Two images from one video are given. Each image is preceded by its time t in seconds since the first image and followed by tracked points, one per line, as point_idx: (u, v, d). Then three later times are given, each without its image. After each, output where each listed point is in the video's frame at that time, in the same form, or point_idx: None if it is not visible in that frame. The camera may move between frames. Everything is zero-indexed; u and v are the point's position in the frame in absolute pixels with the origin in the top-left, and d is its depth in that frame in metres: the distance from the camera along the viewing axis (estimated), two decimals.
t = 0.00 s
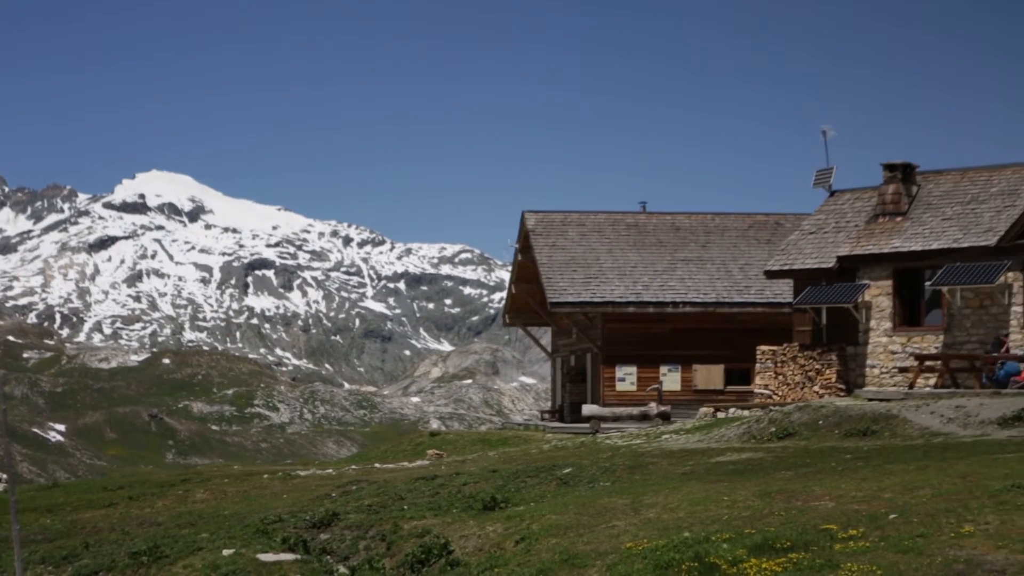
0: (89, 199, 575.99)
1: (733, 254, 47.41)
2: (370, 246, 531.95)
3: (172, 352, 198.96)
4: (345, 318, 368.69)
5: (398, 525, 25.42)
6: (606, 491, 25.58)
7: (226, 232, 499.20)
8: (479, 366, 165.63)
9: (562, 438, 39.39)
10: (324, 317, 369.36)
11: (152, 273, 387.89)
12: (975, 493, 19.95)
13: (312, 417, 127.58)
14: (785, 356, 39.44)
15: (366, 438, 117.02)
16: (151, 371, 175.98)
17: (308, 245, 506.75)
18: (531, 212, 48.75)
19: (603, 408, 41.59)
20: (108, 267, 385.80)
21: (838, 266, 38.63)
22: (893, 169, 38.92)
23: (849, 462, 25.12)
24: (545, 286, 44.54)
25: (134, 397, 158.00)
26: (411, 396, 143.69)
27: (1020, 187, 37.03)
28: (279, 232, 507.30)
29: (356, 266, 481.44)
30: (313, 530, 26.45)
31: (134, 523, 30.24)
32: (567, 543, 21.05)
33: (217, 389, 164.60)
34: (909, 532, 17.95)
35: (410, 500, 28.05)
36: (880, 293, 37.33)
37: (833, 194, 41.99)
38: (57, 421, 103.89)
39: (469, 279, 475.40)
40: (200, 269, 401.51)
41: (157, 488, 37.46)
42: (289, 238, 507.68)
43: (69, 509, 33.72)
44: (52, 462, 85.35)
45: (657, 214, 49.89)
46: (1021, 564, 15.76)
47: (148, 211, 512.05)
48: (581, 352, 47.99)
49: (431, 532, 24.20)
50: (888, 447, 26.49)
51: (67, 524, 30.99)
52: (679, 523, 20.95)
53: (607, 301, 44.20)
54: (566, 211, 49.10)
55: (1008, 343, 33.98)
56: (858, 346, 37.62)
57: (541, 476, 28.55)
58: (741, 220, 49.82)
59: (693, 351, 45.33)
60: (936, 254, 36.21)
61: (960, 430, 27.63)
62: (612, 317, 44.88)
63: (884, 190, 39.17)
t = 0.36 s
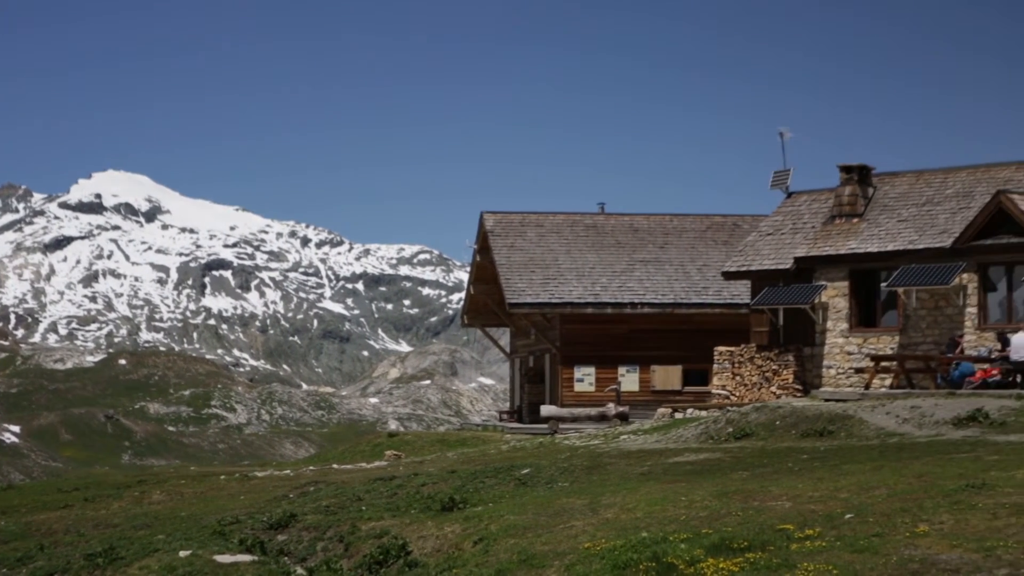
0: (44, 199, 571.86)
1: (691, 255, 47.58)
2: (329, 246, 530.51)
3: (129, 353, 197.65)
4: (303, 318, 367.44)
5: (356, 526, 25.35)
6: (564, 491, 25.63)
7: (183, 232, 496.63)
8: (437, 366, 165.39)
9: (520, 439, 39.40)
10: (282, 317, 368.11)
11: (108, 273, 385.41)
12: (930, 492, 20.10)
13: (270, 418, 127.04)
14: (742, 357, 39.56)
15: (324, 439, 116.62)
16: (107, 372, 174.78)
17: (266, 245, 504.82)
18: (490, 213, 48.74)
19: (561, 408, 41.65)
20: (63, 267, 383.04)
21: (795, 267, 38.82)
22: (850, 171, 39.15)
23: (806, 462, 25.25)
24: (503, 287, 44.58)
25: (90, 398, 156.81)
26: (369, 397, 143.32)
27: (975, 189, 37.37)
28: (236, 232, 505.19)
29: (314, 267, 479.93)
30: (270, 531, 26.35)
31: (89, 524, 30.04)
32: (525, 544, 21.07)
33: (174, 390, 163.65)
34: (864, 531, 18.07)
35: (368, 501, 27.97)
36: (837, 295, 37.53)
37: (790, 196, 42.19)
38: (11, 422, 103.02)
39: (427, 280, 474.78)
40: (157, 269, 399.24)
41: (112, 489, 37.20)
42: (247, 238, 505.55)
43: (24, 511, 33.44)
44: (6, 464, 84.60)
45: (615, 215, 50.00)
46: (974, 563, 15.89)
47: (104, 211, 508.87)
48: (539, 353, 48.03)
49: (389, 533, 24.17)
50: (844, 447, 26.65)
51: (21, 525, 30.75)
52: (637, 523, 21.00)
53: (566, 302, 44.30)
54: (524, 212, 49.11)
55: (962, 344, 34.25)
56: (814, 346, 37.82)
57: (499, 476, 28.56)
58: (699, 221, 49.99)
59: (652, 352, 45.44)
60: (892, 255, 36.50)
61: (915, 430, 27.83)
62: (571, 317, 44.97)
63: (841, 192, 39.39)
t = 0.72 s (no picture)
0: None
1: (648, 255, 47.70)
2: (286, 245, 528.64)
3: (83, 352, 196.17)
4: (260, 318, 365.92)
5: (313, 527, 25.24)
6: (522, 490, 25.65)
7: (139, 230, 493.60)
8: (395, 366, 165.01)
9: (477, 438, 39.38)
10: (238, 316, 366.57)
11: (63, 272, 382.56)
12: (884, 491, 20.23)
13: (226, 418, 126.38)
14: (699, 356, 39.42)
15: (281, 439, 116.12)
16: (61, 372, 173.41)
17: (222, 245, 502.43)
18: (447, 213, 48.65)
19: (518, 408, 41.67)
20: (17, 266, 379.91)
21: (752, 267, 38.98)
22: (806, 171, 39.36)
23: (762, 461, 25.36)
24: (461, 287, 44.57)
25: (44, 397, 155.49)
26: (327, 397, 142.83)
27: (929, 190, 37.65)
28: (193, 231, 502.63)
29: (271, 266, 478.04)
30: (226, 532, 26.22)
31: (43, 525, 29.80)
32: (483, 543, 21.07)
33: (129, 390, 162.53)
34: (820, 530, 18.16)
35: (325, 502, 27.85)
36: (793, 295, 37.73)
37: (746, 196, 42.37)
38: None
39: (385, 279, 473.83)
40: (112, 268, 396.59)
41: (66, 490, 36.90)
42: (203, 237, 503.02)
43: None
44: None
45: (572, 215, 50.03)
46: (929, 561, 16.01)
47: (59, 209, 505.28)
48: (497, 352, 48.01)
49: (345, 533, 24.10)
50: (800, 446, 26.78)
51: None
52: (594, 523, 21.03)
53: (523, 302, 44.34)
54: (482, 211, 49.05)
55: (917, 343, 34.50)
56: (770, 346, 38.03)
57: (457, 476, 28.53)
58: (656, 221, 50.11)
59: (609, 352, 45.51)
60: (847, 255, 36.72)
61: (870, 430, 28.01)
62: (528, 317, 45.02)
63: (797, 192, 39.59)
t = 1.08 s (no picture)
0: None
1: (608, 256, 47.79)
2: (246, 246, 526.24)
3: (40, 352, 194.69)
4: (219, 318, 364.24)
5: (272, 527, 25.16)
6: (482, 491, 25.66)
7: (96, 230, 490.45)
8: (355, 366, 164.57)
9: (438, 439, 39.33)
10: (197, 316, 364.85)
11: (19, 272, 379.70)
12: (842, 491, 20.33)
13: (184, 419, 125.69)
14: (659, 356, 39.60)
15: (240, 440, 115.59)
16: (18, 372, 172.05)
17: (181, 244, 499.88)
18: (407, 213, 48.56)
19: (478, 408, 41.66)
20: None
21: (711, 268, 39.10)
22: (765, 173, 39.52)
23: (721, 461, 25.47)
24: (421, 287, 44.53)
25: None
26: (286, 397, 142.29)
27: (887, 192, 37.89)
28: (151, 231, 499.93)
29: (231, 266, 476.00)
30: (184, 533, 26.09)
31: None
32: (442, 544, 21.06)
33: (86, 391, 161.39)
34: (779, 530, 18.24)
35: (284, 503, 27.75)
36: (751, 295, 37.82)
37: (706, 197, 42.50)
38: None
39: (344, 280, 472.64)
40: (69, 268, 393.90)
41: (23, 492, 36.61)
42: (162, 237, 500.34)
43: None
44: None
45: (532, 215, 50.04)
46: (885, 561, 16.10)
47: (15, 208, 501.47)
48: (457, 353, 47.96)
49: (304, 534, 24.03)
50: (759, 446, 26.88)
51: None
52: (554, 523, 21.04)
53: (483, 302, 44.35)
54: (442, 212, 48.98)
55: (874, 344, 34.69)
56: (729, 346, 38.15)
57: (417, 477, 28.49)
58: (616, 221, 50.20)
59: (569, 352, 45.56)
60: (806, 256, 36.88)
61: (828, 430, 28.17)
62: (488, 318, 45.03)
63: (756, 194, 39.74)
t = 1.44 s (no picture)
0: None
1: (570, 256, 47.84)
2: (207, 245, 524.00)
3: None
4: (180, 318, 362.49)
5: (233, 528, 25.06)
6: (444, 491, 25.66)
7: (56, 229, 487.24)
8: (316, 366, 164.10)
9: (399, 439, 39.28)
10: (158, 316, 363.08)
11: None
12: (802, 490, 20.42)
13: (144, 419, 125.01)
14: (620, 357, 39.78)
15: (201, 440, 115.08)
16: None
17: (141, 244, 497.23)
18: (369, 213, 48.44)
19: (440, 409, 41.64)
20: None
21: (673, 269, 39.19)
22: (726, 174, 39.65)
23: (683, 461, 25.55)
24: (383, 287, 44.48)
25: None
26: (247, 397, 141.76)
27: (847, 193, 38.08)
28: (111, 230, 497.08)
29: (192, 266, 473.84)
30: (144, 535, 25.96)
31: None
32: (404, 544, 21.04)
33: (45, 391, 160.25)
34: (740, 530, 18.31)
35: (245, 504, 27.65)
36: (713, 296, 37.98)
37: (668, 198, 42.59)
38: None
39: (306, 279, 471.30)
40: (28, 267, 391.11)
41: None
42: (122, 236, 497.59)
43: None
44: None
45: (494, 216, 50.01)
46: (845, 560, 16.19)
47: None
48: (419, 353, 47.91)
49: (265, 535, 23.96)
50: (720, 446, 26.97)
51: None
52: (515, 523, 21.05)
53: (445, 302, 44.34)
54: (404, 212, 48.88)
55: (834, 344, 34.92)
56: (691, 346, 38.24)
57: (379, 477, 28.45)
58: (578, 222, 50.23)
59: (531, 353, 45.57)
60: (766, 256, 37.02)
61: (789, 430, 28.29)
62: (450, 318, 45.00)
63: (717, 194, 39.87)
